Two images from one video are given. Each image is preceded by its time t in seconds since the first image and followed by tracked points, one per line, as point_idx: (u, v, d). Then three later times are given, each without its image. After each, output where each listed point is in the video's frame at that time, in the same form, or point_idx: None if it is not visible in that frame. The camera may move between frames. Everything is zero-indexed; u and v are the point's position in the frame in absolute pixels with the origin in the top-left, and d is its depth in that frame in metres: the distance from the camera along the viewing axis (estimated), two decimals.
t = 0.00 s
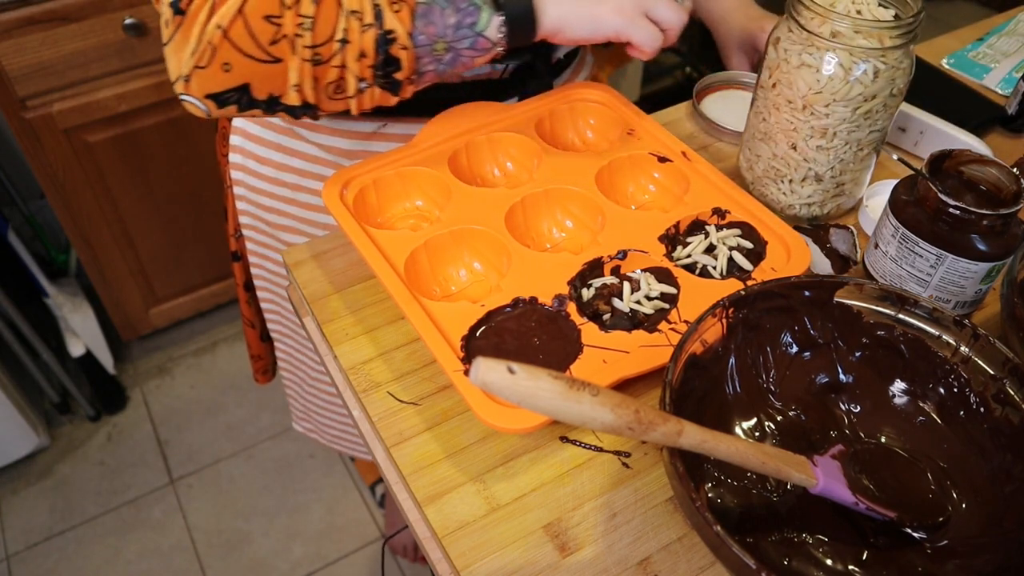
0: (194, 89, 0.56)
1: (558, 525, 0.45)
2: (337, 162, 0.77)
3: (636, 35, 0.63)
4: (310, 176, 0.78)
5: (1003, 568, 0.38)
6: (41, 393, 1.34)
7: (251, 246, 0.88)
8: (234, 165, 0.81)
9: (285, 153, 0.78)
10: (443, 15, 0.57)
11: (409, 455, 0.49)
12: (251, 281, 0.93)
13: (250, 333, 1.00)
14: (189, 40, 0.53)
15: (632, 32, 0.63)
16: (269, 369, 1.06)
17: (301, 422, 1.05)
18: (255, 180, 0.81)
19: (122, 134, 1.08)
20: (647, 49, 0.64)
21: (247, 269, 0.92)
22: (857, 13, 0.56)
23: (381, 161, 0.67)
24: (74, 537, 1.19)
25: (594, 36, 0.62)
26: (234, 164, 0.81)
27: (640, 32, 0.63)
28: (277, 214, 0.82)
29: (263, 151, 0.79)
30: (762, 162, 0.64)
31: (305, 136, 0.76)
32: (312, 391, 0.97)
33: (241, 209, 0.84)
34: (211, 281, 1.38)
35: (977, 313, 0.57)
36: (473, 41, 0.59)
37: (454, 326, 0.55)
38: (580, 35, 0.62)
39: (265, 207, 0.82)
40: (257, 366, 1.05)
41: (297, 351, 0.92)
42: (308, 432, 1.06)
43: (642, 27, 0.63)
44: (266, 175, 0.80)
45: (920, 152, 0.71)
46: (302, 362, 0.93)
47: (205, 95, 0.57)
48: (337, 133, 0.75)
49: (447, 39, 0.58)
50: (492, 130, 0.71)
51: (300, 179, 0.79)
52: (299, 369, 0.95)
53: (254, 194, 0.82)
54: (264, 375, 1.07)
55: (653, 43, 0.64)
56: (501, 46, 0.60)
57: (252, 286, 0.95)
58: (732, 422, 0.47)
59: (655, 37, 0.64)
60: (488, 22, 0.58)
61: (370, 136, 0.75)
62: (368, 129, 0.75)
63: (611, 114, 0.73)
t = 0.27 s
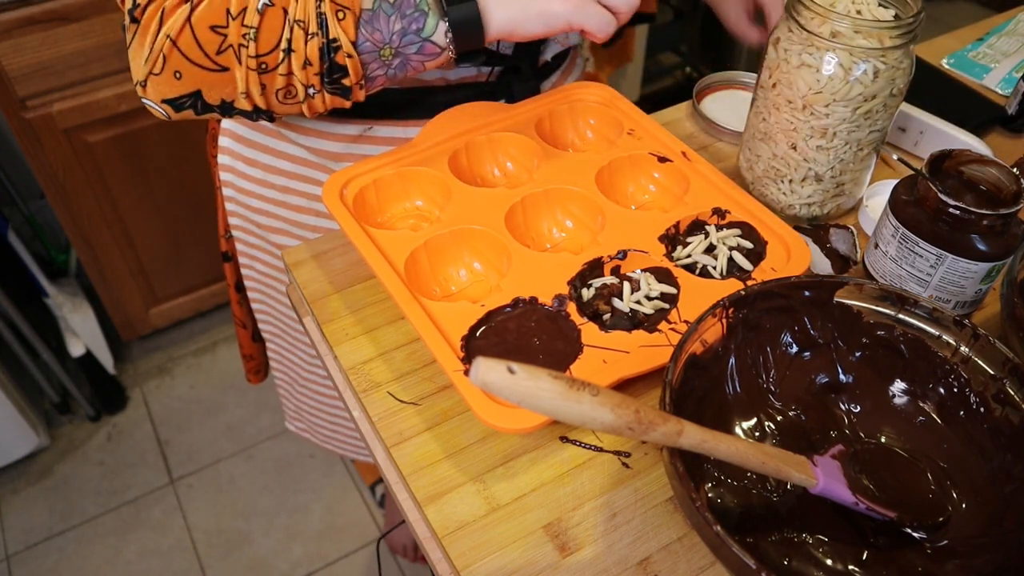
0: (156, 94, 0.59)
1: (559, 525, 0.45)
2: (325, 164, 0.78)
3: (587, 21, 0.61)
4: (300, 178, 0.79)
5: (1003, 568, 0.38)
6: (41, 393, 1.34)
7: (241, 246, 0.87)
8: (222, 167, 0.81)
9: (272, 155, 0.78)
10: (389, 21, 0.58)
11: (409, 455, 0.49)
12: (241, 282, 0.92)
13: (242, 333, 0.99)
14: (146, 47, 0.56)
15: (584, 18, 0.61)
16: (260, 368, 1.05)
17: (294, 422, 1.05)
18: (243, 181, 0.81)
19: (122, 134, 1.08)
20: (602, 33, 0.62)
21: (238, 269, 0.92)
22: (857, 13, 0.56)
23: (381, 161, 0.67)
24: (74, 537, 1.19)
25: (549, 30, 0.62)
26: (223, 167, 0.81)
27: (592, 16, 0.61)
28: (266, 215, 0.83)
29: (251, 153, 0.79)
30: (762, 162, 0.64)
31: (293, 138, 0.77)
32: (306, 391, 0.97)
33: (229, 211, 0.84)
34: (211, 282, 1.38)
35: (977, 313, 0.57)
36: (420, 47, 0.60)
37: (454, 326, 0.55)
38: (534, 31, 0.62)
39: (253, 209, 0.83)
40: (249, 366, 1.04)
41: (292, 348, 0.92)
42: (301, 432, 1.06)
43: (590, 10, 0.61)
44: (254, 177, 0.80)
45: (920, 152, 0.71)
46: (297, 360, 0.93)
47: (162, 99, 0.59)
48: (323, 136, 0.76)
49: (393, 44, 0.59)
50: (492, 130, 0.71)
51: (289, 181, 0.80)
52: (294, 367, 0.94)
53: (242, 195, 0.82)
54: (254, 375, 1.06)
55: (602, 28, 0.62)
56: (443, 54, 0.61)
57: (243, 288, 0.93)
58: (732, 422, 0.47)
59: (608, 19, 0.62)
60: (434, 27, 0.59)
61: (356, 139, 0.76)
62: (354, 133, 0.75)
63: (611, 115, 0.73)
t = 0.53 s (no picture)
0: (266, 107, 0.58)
1: (559, 525, 0.45)
2: (314, 172, 0.76)
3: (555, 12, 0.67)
4: (290, 184, 0.78)
5: (1002, 568, 0.38)
6: (41, 393, 1.34)
7: (237, 250, 0.88)
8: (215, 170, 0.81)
9: (263, 159, 0.77)
10: None
11: (409, 455, 0.49)
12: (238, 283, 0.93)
13: (238, 334, 0.99)
14: (249, 60, 0.54)
15: None
16: (257, 368, 1.06)
17: (296, 422, 1.06)
18: (236, 185, 0.81)
19: (122, 134, 1.08)
20: None
21: (234, 271, 0.92)
22: (857, 13, 0.56)
23: (381, 161, 0.67)
24: (74, 537, 1.19)
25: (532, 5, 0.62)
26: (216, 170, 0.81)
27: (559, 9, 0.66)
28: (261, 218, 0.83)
29: (243, 157, 0.78)
30: (762, 162, 0.64)
31: (281, 143, 0.75)
32: (303, 391, 0.97)
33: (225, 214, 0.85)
34: (211, 282, 1.38)
35: (977, 313, 0.57)
36: None
37: (454, 325, 0.55)
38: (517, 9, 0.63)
39: (247, 212, 0.83)
40: (245, 367, 1.05)
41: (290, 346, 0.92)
42: (301, 433, 1.07)
43: None
44: (246, 182, 0.80)
45: (920, 152, 0.71)
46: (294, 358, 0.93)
47: (286, 105, 0.58)
48: (310, 141, 0.73)
49: None
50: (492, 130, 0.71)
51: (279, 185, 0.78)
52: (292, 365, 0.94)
53: (236, 199, 0.82)
54: (251, 375, 1.07)
55: None
56: None
57: (237, 288, 0.94)
58: (732, 422, 0.47)
59: None
60: None
61: (346, 145, 0.73)
62: (343, 138, 0.72)
63: (611, 115, 0.73)
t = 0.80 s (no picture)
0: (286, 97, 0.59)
1: (559, 525, 0.45)
2: (317, 171, 0.76)
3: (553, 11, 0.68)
4: (292, 184, 0.78)
5: (1002, 568, 0.38)
6: (41, 393, 1.34)
7: (240, 252, 0.88)
8: (218, 172, 0.81)
9: (265, 161, 0.78)
10: None
11: (409, 455, 0.49)
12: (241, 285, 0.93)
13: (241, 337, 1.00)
14: (262, 59, 0.56)
15: None
16: (260, 370, 1.06)
17: (300, 424, 1.05)
18: (239, 187, 0.81)
19: (122, 134, 1.08)
20: None
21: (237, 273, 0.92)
22: (857, 13, 0.56)
23: (381, 161, 0.67)
24: (74, 537, 1.19)
25: None
26: (219, 171, 0.81)
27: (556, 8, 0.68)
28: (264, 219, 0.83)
29: (245, 159, 0.78)
30: (762, 162, 0.64)
31: (284, 144, 0.75)
32: (307, 393, 0.97)
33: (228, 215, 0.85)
34: (211, 282, 1.38)
35: (977, 313, 0.57)
36: None
37: (454, 325, 0.55)
38: None
39: (251, 214, 0.83)
40: (249, 369, 1.06)
41: (292, 347, 0.92)
42: (306, 434, 1.07)
43: None
44: (249, 184, 0.80)
45: (920, 152, 0.71)
46: (297, 359, 0.93)
47: (299, 101, 0.59)
48: (313, 141, 0.74)
49: None
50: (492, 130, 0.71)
51: (282, 186, 0.79)
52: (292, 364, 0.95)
53: (238, 202, 0.82)
54: (254, 379, 1.07)
55: None
56: None
57: (242, 292, 0.94)
58: (732, 422, 0.47)
59: None
60: None
61: (348, 144, 0.74)
62: (345, 137, 0.73)
63: (611, 115, 0.73)
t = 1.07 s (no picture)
0: (207, 129, 0.62)
1: (558, 525, 0.45)
2: (312, 168, 0.76)
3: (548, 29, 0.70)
4: (287, 178, 0.78)
5: (1002, 568, 0.38)
6: (41, 393, 1.34)
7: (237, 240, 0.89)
8: (219, 161, 0.81)
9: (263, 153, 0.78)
10: (302, 62, 0.55)
11: (409, 455, 0.49)
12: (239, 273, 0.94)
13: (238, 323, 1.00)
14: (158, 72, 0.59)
15: None
16: (257, 356, 1.06)
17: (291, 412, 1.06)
18: (237, 176, 0.81)
19: (122, 134, 1.09)
20: None
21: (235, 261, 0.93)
22: (857, 13, 0.56)
23: (381, 161, 0.67)
24: (74, 537, 1.19)
25: None
26: (219, 161, 0.81)
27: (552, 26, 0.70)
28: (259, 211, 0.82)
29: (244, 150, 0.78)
30: (762, 162, 0.64)
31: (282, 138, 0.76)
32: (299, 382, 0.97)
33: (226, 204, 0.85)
34: (211, 282, 1.39)
35: (978, 313, 0.57)
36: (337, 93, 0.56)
37: (454, 325, 0.55)
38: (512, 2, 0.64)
39: (247, 204, 0.83)
40: (245, 356, 1.05)
41: (285, 337, 0.92)
42: (298, 422, 1.07)
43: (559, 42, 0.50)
44: (247, 174, 0.80)
45: (920, 152, 0.71)
46: (289, 349, 0.92)
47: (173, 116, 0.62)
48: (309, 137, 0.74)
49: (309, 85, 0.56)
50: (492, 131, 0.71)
51: (278, 180, 0.79)
52: (289, 355, 0.94)
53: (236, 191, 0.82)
54: (251, 364, 1.06)
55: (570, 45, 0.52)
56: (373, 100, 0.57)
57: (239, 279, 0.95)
58: (732, 422, 0.47)
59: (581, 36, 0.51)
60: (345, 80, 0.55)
61: (342, 142, 0.74)
62: (339, 136, 0.74)
63: (611, 115, 0.73)
